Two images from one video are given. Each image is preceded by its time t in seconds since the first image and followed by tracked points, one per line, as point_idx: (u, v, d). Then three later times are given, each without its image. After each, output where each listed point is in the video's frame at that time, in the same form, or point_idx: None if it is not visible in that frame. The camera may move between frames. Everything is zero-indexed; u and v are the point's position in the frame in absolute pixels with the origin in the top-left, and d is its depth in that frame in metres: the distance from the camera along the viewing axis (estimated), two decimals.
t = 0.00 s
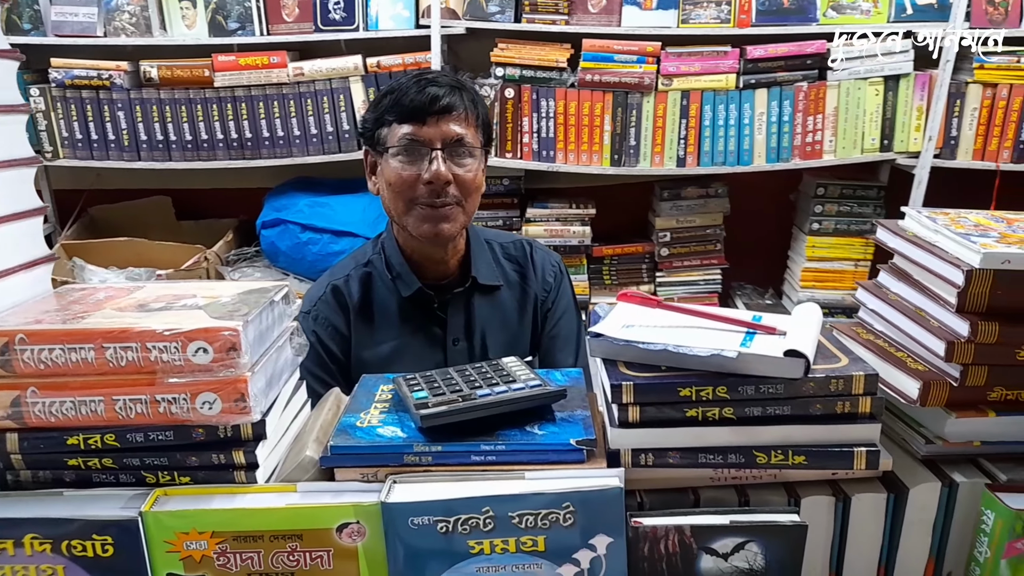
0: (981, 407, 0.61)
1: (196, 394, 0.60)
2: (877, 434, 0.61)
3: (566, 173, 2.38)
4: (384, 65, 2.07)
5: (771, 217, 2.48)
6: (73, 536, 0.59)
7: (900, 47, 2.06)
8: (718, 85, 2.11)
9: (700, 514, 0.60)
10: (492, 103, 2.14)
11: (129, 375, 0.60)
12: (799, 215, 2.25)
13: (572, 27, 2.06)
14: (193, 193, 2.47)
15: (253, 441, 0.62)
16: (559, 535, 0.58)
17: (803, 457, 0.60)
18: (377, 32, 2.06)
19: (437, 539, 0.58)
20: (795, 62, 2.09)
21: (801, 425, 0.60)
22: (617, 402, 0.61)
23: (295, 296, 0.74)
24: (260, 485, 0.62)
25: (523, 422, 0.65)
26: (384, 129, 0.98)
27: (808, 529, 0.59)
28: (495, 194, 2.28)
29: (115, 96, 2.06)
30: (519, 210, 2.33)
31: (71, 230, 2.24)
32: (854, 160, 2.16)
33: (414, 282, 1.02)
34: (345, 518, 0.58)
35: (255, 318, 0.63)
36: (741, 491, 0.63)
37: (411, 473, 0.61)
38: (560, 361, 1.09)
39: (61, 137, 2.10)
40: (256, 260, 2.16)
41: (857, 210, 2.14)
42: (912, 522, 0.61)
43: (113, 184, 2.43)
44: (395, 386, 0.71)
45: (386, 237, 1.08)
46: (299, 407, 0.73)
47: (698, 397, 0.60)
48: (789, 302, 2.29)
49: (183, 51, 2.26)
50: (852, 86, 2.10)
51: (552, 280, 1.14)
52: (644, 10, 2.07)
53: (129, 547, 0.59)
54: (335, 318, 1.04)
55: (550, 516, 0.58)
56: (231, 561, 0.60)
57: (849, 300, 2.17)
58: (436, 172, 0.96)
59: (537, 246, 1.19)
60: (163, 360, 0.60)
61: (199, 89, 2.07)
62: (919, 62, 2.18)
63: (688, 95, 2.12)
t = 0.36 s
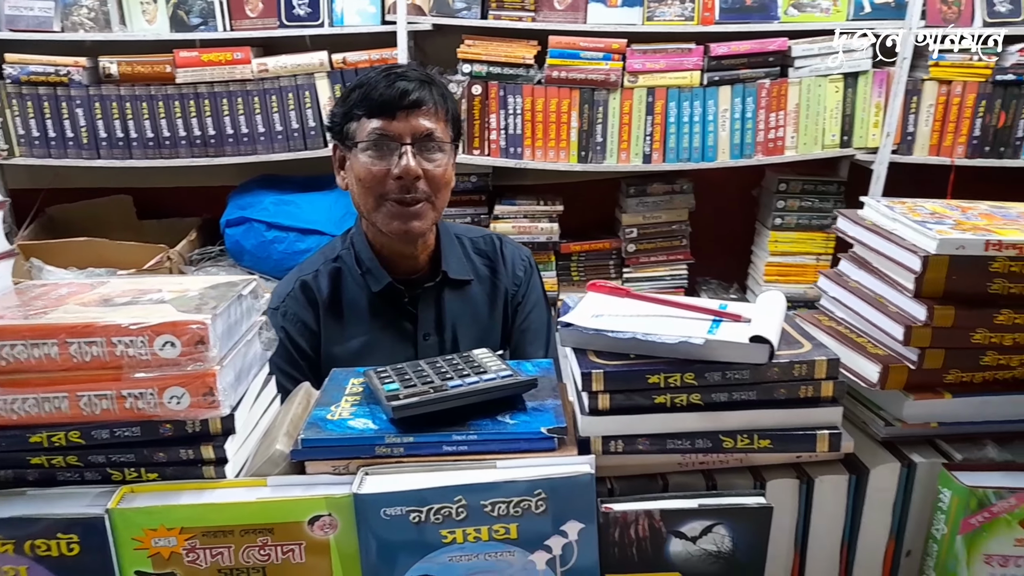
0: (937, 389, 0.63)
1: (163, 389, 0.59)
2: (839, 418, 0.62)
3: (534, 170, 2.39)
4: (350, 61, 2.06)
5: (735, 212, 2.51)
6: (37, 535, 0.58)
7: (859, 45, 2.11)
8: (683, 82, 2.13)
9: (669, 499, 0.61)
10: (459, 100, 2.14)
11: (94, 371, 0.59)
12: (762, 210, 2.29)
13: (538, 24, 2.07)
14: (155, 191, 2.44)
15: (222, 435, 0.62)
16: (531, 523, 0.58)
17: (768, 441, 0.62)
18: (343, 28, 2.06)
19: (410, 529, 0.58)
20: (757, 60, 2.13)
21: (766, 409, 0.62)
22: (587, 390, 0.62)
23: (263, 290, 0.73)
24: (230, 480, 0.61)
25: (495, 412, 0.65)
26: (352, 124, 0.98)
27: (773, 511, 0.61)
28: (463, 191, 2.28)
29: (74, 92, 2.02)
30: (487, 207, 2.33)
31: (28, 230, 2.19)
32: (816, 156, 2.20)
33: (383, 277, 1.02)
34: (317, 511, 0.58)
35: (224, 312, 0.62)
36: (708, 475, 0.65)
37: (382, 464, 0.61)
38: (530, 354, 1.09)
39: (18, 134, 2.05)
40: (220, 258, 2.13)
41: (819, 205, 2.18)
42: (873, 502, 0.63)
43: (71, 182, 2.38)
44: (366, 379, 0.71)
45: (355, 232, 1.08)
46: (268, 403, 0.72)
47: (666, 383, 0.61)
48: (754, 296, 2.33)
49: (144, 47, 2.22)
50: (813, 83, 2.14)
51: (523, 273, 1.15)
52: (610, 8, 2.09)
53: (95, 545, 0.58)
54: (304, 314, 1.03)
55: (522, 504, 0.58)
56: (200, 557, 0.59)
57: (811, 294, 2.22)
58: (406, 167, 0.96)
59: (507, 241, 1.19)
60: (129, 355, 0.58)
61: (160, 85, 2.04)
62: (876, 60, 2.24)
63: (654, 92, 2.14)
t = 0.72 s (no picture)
0: (865, 380, 0.66)
1: (103, 407, 0.58)
2: (774, 411, 0.65)
3: (481, 181, 2.40)
4: (292, 74, 2.05)
5: (679, 219, 2.57)
6: None
7: (791, 55, 2.19)
8: (624, 92, 2.18)
9: (615, 497, 0.63)
10: (404, 112, 2.14)
11: (29, 391, 0.58)
12: (704, 216, 2.35)
13: (481, 36, 2.09)
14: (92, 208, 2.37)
15: (165, 451, 0.60)
16: (480, 526, 0.59)
17: (708, 436, 0.64)
18: (284, 40, 2.05)
19: (360, 539, 0.58)
20: (694, 70, 2.19)
21: (706, 406, 0.64)
22: (533, 393, 0.63)
23: (205, 305, 0.72)
24: (174, 497, 0.60)
25: (442, 418, 0.66)
26: (293, 136, 0.98)
27: (714, 504, 0.63)
28: (411, 202, 2.28)
29: (4, 108, 1.96)
30: (435, 219, 2.34)
31: None
32: (753, 163, 2.27)
33: (329, 290, 1.01)
34: (265, 524, 0.58)
35: (164, 327, 0.61)
36: (653, 473, 0.66)
37: (330, 475, 0.61)
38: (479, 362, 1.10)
39: None
40: (162, 276, 2.09)
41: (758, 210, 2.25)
42: (809, 491, 0.66)
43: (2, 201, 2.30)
44: (313, 391, 0.71)
45: (299, 245, 1.07)
46: (212, 418, 0.71)
47: (609, 384, 0.63)
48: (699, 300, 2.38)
49: (77, 61, 2.16)
50: (748, 93, 2.21)
51: (469, 282, 1.15)
52: (551, 20, 2.12)
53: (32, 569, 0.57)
54: (248, 329, 1.02)
55: (471, 508, 0.58)
56: None
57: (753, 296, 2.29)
58: (348, 179, 0.96)
59: (453, 250, 1.19)
60: (66, 373, 0.57)
61: (95, 100, 1.99)
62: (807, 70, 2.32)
63: (596, 102, 2.18)
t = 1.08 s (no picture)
0: (823, 375, 0.68)
1: (64, 414, 0.57)
2: (736, 408, 0.66)
3: (451, 184, 2.41)
4: (259, 79, 2.04)
5: (648, 221, 2.60)
6: None
7: (754, 59, 2.23)
8: (591, 96, 2.20)
9: (582, 495, 0.64)
10: (372, 117, 2.14)
11: None
12: (673, 219, 2.38)
13: (449, 41, 2.10)
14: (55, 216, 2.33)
15: (129, 459, 0.60)
16: (448, 527, 0.59)
17: (672, 433, 0.65)
18: (250, 45, 2.04)
19: (327, 542, 0.58)
20: (660, 74, 2.22)
21: (669, 404, 0.65)
22: (499, 393, 0.64)
23: (169, 310, 0.71)
24: (138, 504, 0.60)
25: (410, 420, 0.66)
26: (260, 141, 0.97)
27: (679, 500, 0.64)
28: (380, 207, 2.28)
29: None
30: (405, 223, 2.34)
31: None
32: (719, 165, 2.31)
33: (296, 295, 1.00)
34: (231, 529, 0.57)
35: (126, 333, 0.60)
36: (619, 471, 0.67)
37: (297, 478, 0.61)
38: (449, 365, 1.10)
39: None
40: (128, 283, 2.06)
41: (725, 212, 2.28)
42: (772, 485, 0.67)
43: None
44: (279, 396, 0.70)
45: (266, 250, 1.06)
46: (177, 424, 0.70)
47: (574, 383, 0.64)
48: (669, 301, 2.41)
49: (37, 66, 2.13)
50: (713, 96, 2.25)
51: (439, 286, 1.16)
52: (518, 25, 2.14)
53: None
54: (215, 334, 1.01)
55: (439, 509, 0.59)
56: None
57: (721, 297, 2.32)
58: (317, 184, 0.96)
59: (422, 254, 1.20)
60: (26, 381, 0.56)
61: (56, 106, 1.96)
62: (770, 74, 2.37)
63: (564, 106, 2.20)
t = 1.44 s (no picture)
0: (773, 357, 0.69)
1: (6, 412, 0.56)
2: (688, 391, 0.67)
3: (418, 178, 2.40)
4: (219, 72, 2.01)
5: (615, 212, 2.61)
6: None
7: (716, 50, 2.25)
8: (556, 88, 2.20)
9: (536, 480, 0.64)
10: (335, 110, 2.12)
11: None
12: (639, 209, 2.39)
13: (412, 33, 2.09)
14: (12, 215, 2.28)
15: (75, 455, 0.59)
16: (402, 515, 0.59)
17: (624, 417, 0.66)
18: (209, 38, 2.01)
19: (279, 533, 0.58)
20: (624, 66, 2.23)
21: (622, 388, 0.66)
22: (453, 381, 0.64)
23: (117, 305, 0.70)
24: (85, 501, 0.59)
25: (363, 411, 0.66)
26: (212, 133, 0.96)
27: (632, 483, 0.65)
28: (347, 201, 2.27)
29: None
30: (372, 217, 2.33)
31: None
32: (684, 155, 2.33)
33: (254, 289, 1.00)
34: (181, 524, 0.57)
35: (70, 328, 0.59)
36: (573, 456, 0.68)
37: (249, 471, 0.60)
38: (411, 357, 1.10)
39: None
40: (89, 282, 2.02)
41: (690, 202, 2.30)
42: (723, 466, 0.68)
43: None
44: (232, 389, 0.70)
45: (222, 244, 1.05)
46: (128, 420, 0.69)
47: (528, 370, 0.64)
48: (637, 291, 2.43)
49: None
50: (677, 87, 2.27)
51: (399, 278, 1.15)
52: (481, 16, 2.13)
53: None
54: (171, 330, 1.00)
55: (391, 498, 0.59)
56: None
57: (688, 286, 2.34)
58: (272, 176, 0.94)
59: (382, 247, 1.19)
60: None
61: (10, 102, 1.92)
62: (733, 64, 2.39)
63: (529, 98, 2.20)
